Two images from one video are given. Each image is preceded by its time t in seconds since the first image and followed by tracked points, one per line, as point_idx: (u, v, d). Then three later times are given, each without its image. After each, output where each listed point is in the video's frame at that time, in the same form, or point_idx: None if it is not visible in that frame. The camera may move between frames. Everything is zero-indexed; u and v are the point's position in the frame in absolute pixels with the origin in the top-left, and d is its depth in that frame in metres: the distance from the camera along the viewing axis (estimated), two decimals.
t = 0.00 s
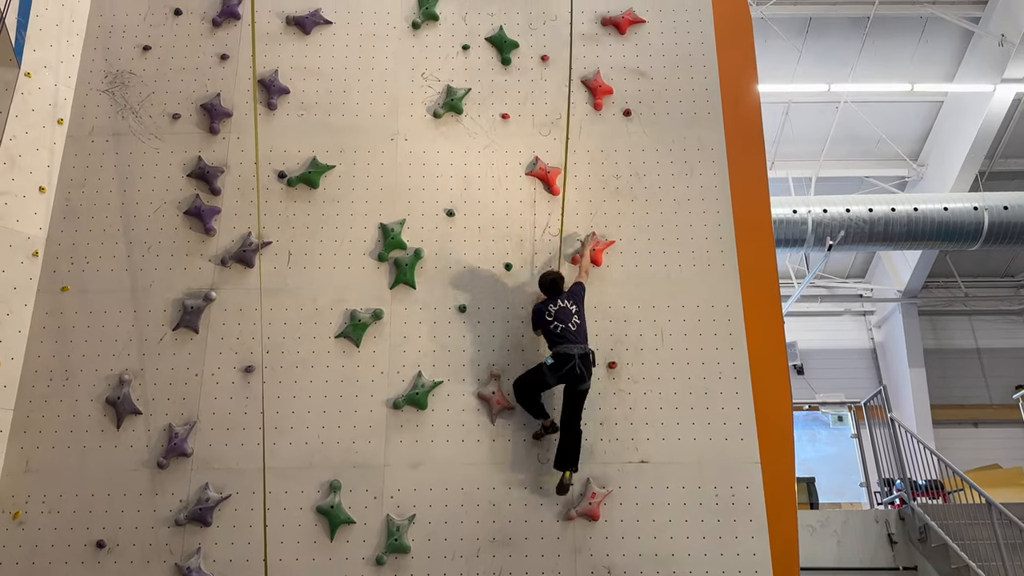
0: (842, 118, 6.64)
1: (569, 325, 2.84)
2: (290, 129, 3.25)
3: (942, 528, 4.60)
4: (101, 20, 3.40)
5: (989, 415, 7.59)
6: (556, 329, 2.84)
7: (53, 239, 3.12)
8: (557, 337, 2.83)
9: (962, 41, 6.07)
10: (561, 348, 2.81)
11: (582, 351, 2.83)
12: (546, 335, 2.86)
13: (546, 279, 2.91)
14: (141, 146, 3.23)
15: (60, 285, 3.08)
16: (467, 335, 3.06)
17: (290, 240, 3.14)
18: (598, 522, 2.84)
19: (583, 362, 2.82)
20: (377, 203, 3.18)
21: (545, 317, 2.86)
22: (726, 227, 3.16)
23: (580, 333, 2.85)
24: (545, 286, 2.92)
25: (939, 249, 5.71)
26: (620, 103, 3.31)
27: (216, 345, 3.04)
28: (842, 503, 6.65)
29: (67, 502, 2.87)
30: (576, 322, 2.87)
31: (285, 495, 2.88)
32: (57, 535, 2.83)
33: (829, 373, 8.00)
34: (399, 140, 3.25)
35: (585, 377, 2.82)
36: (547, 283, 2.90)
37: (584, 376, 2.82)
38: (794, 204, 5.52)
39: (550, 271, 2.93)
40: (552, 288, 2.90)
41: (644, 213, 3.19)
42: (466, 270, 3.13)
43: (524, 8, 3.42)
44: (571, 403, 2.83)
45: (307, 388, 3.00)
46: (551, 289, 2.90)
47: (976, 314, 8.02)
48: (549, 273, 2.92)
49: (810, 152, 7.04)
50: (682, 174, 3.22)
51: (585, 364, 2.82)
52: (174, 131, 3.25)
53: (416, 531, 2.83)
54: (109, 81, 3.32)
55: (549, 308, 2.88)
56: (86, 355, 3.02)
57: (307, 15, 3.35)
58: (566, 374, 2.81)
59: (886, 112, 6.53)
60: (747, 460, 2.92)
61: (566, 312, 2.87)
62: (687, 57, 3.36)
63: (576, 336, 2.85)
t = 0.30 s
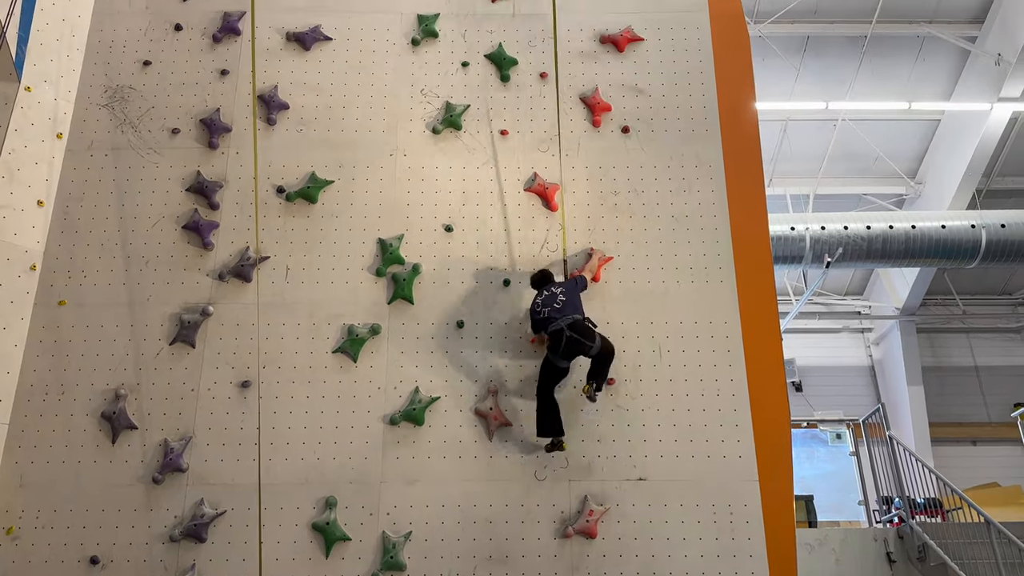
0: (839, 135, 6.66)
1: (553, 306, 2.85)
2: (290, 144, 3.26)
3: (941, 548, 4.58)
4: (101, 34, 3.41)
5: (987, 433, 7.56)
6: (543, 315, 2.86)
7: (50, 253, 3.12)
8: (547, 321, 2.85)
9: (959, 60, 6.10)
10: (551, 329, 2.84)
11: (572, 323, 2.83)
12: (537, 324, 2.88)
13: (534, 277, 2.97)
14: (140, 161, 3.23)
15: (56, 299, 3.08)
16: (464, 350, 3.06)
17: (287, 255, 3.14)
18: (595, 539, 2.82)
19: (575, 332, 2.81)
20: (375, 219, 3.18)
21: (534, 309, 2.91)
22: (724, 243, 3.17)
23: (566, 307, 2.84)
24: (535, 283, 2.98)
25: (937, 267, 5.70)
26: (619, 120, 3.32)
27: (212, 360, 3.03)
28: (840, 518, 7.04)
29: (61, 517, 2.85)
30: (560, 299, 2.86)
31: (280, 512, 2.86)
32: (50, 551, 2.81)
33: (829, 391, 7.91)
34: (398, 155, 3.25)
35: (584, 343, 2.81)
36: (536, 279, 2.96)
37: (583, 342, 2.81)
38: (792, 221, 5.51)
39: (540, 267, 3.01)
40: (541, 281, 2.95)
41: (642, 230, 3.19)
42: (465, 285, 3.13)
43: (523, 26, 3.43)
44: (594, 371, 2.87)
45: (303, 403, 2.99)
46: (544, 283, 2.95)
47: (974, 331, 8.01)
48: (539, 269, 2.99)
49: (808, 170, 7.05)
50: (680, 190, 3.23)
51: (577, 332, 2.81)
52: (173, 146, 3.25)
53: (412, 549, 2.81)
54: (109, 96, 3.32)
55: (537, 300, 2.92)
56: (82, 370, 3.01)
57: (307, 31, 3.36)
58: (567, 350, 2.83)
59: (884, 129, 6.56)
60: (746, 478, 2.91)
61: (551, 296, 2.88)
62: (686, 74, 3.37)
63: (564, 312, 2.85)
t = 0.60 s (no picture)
0: (837, 153, 6.68)
1: (558, 311, 2.85)
2: (290, 157, 3.27)
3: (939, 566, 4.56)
4: (102, 45, 3.42)
5: (985, 451, 7.54)
6: (547, 321, 2.85)
7: (48, 264, 3.12)
8: (550, 327, 2.85)
9: (957, 78, 6.13)
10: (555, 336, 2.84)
11: (575, 332, 2.82)
12: (540, 329, 2.88)
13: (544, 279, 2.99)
14: (140, 172, 3.24)
15: (54, 309, 3.07)
16: (461, 364, 3.05)
17: (286, 267, 3.14)
18: (592, 555, 2.81)
19: (580, 341, 2.82)
20: (375, 231, 3.19)
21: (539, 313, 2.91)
22: (722, 259, 3.17)
23: (571, 314, 2.84)
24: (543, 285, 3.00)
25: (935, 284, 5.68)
26: (618, 134, 3.33)
27: (210, 372, 3.02)
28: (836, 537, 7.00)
29: (55, 529, 2.83)
30: (564, 305, 2.86)
31: (276, 525, 2.85)
32: (44, 563, 2.80)
33: (829, 408, 7.88)
34: (397, 168, 3.26)
35: (587, 352, 2.81)
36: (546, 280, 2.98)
37: (587, 350, 2.81)
38: (790, 236, 5.49)
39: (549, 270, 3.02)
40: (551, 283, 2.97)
41: (641, 244, 3.19)
42: (463, 298, 3.13)
43: (524, 41, 3.45)
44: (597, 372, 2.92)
45: (300, 416, 2.98)
46: (551, 285, 2.97)
47: (972, 348, 7.99)
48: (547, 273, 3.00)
49: (805, 186, 7.05)
50: (679, 206, 3.24)
51: (581, 340, 2.81)
52: (173, 157, 3.26)
53: (407, 563, 2.80)
54: (109, 107, 3.33)
55: (541, 303, 2.92)
56: (78, 381, 3.00)
57: (308, 44, 3.37)
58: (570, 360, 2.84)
59: (881, 145, 6.58)
60: (744, 494, 2.90)
61: (555, 301, 2.88)
62: (685, 90, 3.39)
63: (568, 318, 2.84)
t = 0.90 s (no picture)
0: (835, 171, 6.71)
1: (566, 311, 2.87)
2: (289, 169, 3.27)
3: None
4: (104, 56, 3.43)
5: (982, 469, 7.50)
6: (554, 318, 2.88)
7: (46, 273, 3.11)
8: (557, 325, 2.88)
9: (954, 95, 6.17)
10: (560, 334, 2.87)
11: (582, 336, 2.85)
12: (546, 324, 2.91)
13: (556, 269, 2.96)
14: (140, 183, 3.24)
15: (51, 320, 3.07)
16: (459, 377, 3.05)
17: (284, 279, 3.14)
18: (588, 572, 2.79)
19: (584, 346, 2.85)
20: (374, 244, 3.19)
21: (547, 308, 2.92)
22: (721, 274, 3.18)
23: (579, 316, 2.86)
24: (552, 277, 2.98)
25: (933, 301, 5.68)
26: (617, 149, 3.34)
27: (206, 384, 3.01)
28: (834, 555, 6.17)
29: (49, 540, 2.82)
30: (574, 306, 2.89)
31: (271, 538, 2.83)
32: None
33: (828, 425, 7.89)
34: (397, 181, 3.27)
35: (589, 357, 2.86)
36: (554, 272, 2.95)
37: (589, 356, 2.86)
38: (787, 252, 5.48)
39: (562, 259, 2.97)
40: (563, 276, 2.94)
41: (639, 259, 3.20)
42: (462, 311, 3.13)
43: (524, 56, 3.47)
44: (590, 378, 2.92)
45: (297, 428, 2.97)
46: (563, 278, 2.94)
47: (969, 365, 7.95)
48: (560, 263, 2.96)
49: (803, 203, 7.06)
50: (677, 221, 3.25)
51: (586, 345, 2.85)
52: (173, 169, 3.26)
53: None
54: (110, 118, 3.34)
55: (550, 298, 2.94)
56: (74, 391, 2.99)
57: (309, 58, 3.38)
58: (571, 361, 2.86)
59: (879, 162, 6.61)
60: (741, 511, 2.89)
61: (564, 300, 2.91)
62: (684, 106, 3.40)
63: (575, 320, 2.87)
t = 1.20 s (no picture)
0: (834, 186, 6.72)
1: (564, 293, 2.91)
2: (289, 180, 3.28)
3: None
4: (106, 66, 3.44)
5: (981, 484, 7.38)
6: (551, 297, 2.91)
7: (44, 282, 3.11)
8: (553, 304, 2.91)
9: (952, 111, 6.20)
10: (554, 315, 2.91)
11: (574, 321, 2.89)
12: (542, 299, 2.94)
13: (561, 246, 2.98)
14: (139, 193, 3.24)
15: (49, 329, 3.06)
16: (457, 389, 3.04)
17: (283, 290, 3.14)
18: None
19: (575, 331, 2.89)
20: (373, 255, 3.19)
21: (546, 284, 2.95)
22: (719, 287, 3.18)
23: (575, 302, 2.91)
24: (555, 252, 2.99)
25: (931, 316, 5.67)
26: (617, 163, 3.35)
27: (204, 394, 3.00)
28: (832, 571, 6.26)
29: (43, 551, 2.80)
30: (572, 289, 2.93)
31: (266, 550, 2.82)
32: None
33: (826, 440, 7.79)
34: (397, 193, 3.27)
35: (578, 343, 2.89)
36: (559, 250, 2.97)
37: (578, 342, 2.88)
38: (786, 266, 5.49)
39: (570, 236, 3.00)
40: (566, 254, 2.97)
41: (639, 272, 3.20)
42: (461, 323, 3.13)
43: (524, 70, 3.48)
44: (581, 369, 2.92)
45: (294, 439, 2.96)
46: (565, 258, 2.98)
47: (968, 382, 7.82)
48: (567, 241, 2.99)
49: (801, 217, 7.06)
50: (676, 235, 3.25)
51: (576, 331, 2.88)
52: (173, 178, 3.26)
53: None
54: (111, 127, 3.34)
55: (550, 274, 2.96)
56: (71, 401, 2.98)
57: (311, 69, 3.39)
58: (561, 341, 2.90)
59: (878, 178, 6.62)
60: (739, 526, 2.88)
61: (563, 280, 2.94)
62: (684, 120, 3.42)
63: (571, 303, 2.92)
